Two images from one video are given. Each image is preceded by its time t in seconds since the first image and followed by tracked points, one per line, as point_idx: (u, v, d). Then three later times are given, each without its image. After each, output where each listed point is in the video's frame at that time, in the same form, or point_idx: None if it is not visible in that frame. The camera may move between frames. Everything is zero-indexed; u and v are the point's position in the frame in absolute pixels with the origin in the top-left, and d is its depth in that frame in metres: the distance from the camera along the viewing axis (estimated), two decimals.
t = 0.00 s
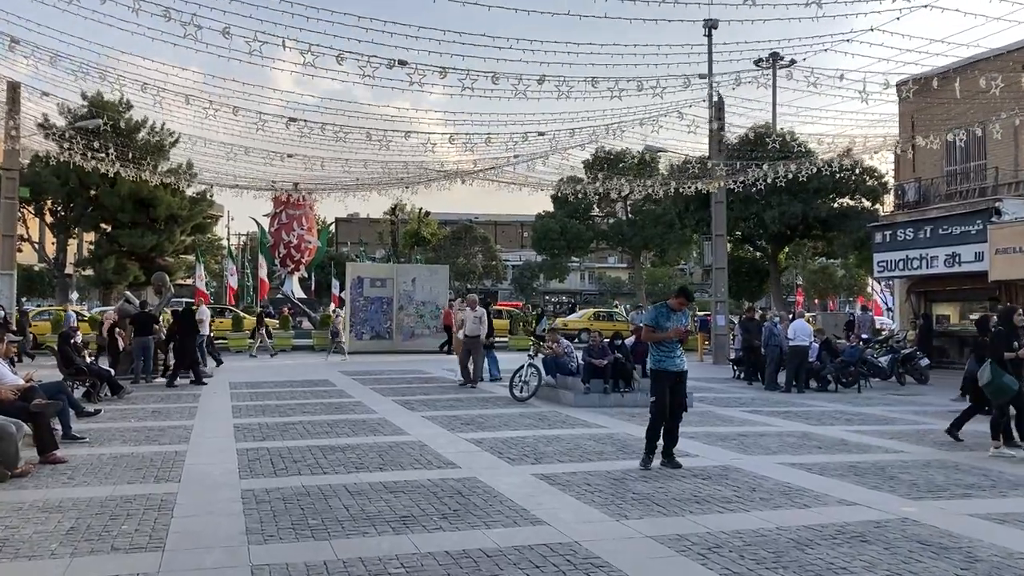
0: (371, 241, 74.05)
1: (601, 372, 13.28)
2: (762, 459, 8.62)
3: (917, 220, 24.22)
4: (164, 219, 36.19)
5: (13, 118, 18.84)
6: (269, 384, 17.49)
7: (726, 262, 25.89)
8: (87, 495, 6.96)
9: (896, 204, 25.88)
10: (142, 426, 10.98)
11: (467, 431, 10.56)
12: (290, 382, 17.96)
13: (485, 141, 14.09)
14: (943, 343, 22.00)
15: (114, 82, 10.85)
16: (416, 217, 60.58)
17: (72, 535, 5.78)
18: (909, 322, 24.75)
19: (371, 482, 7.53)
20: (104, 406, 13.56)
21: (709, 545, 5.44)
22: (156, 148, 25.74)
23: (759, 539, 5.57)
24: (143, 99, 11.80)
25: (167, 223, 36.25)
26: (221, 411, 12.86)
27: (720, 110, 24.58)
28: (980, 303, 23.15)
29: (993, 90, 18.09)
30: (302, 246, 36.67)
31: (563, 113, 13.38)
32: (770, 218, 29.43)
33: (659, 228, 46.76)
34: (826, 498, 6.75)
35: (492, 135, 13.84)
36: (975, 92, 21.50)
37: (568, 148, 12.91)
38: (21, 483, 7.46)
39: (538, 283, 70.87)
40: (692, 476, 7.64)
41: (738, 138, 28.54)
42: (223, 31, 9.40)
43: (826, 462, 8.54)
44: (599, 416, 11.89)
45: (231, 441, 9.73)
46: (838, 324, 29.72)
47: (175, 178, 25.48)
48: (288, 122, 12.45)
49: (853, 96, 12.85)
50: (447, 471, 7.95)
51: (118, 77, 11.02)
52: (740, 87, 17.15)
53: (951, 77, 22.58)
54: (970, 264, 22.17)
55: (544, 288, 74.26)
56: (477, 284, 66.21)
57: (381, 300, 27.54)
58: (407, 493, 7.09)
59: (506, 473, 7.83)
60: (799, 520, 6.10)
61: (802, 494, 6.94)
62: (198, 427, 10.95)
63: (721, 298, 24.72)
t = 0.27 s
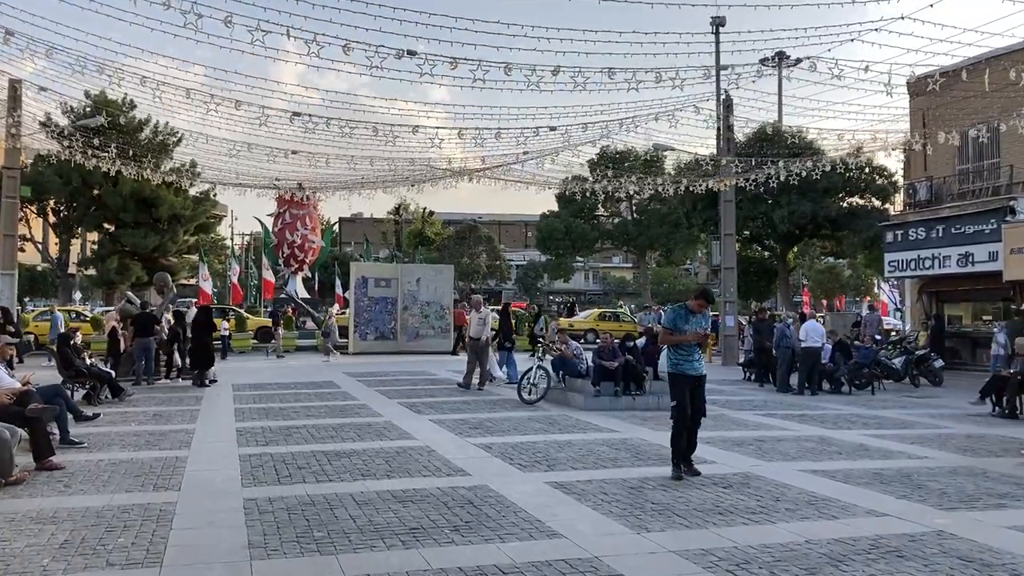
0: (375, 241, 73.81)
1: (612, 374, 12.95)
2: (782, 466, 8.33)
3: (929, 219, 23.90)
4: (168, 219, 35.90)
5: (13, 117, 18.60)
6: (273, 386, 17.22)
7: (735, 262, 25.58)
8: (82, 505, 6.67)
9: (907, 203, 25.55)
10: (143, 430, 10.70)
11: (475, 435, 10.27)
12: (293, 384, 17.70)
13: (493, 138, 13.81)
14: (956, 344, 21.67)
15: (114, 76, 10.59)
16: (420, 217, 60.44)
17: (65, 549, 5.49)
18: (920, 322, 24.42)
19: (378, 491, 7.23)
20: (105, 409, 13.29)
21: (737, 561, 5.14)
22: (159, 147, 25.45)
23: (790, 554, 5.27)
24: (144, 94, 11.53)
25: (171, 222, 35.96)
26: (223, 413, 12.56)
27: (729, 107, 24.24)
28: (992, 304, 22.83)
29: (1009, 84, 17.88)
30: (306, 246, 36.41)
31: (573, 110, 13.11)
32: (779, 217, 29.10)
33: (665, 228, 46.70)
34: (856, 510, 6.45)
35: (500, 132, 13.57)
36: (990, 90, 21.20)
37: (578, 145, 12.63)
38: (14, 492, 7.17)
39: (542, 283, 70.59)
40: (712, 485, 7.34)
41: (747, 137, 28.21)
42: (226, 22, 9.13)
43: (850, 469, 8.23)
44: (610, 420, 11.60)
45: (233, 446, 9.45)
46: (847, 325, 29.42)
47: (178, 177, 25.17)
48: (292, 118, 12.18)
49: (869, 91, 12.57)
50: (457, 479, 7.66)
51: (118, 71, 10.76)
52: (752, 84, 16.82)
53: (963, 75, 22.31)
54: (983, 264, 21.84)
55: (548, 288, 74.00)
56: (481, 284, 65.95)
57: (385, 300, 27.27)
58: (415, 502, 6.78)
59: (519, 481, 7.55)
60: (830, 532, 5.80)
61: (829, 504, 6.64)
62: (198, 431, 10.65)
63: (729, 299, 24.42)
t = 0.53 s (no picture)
0: (380, 241, 73.52)
1: (625, 375, 12.72)
2: (806, 471, 8.03)
3: (943, 218, 23.56)
4: (173, 219, 35.62)
5: (16, 114, 18.39)
6: (278, 387, 16.95)
7: (746, 261, 25.23)
8: (82, 511, 6.42)
9: (920, 201, 25.20)
10: (146, 432, 10.45)
11: (487, 437, 9.99)
12: (300, 384, 17.46)
13: (502, 134, 13.53)
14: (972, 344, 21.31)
15: (116, 69, 10.34)
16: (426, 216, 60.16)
17: (62, 559, 5.23)
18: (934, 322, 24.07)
19: (389, 496, 6.97)
20: (108, 411, 13.04)
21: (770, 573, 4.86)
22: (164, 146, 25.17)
23: (824, 566, 4.99)
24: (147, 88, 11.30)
25: (175, 222, 35.68)
26: (228, 415, 12.31)
27: (740, 105, 23.89)
28: (1008, 303, 22.47)
29: (1022, 76, 17.63)
30: (311, 245, 36.16)
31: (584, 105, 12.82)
32: (790, 216, 28.75)
33: (672, 227, 46.34)
34: (889, 518, 6.16)
35: (509, 128, 13.28)
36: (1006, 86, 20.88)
37: (590, 141, 12.34)
38: (11, 497, 6.92)
39: (548, 283, 70.25)
40: (735, 491, 7.06)
41: (757, 134, 27.86)
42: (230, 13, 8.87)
43: (877, 473, 7.93)
44: (624, 422, 11.32)
45: (239, 449, 9.19)
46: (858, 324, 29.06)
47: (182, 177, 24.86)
48: (299, 113, 11.91)
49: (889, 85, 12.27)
50: (470, 484, 7.39)
51: (120, 65, 10.50)
52: (766, 79, 16.48)
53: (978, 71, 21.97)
54: (999, 262, 21.49)
55: (554, 288, 73.67)
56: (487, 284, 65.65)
57: (391, 300, 27.00)
58: (428, 508, 6.52)
59: (534, 486, 7.28)
60: (864, 542, 5.51)
61: (860, 512, 6.35)
62: (203, 433, 10.39)
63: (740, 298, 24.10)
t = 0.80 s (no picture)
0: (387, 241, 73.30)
1: (639, 378, 12.45)
2: (833, 479, 7.70)
3: (958, 217, 23.20)
4: (179, 219, 35.41)
5: (20, 113, 18.18)
6: (285, 389, 16.67)
7: (758, 262, 24.87)
8: (78, 522, 6.13)
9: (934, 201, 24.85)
10: (149, 436, 10.17)
11: (499, 442, 9.69)
12: (306, 386, 17.21)
13: (513, 131, 13.26)
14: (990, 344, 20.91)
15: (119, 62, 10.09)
16: (433, 216, 59.91)
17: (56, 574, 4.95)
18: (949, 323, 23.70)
19: (399, 505, 6.67)
20: (111, 413, 12.78)
21: None
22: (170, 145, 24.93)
23: None
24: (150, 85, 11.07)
25: (182, 222, 35.46)
26: (233, 419, 12.04)
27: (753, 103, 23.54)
28: None
29: None
30: (317, 245, 35.93)
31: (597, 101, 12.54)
32: (802, 216, 28.41)
33: (680, 227, 45.99)
34: (927, 530, 5.83)
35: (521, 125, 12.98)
36: None
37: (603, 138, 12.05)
38: (5, 506, 6.64)
39: (555, 283, 69.94)
40: (761, 502, 6.74)
41: (769, 133, 27.50)
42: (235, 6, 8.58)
43: (907, 482, 7.60)
44: (640, 426, 11.00)
45: (243, 455, 8.90)
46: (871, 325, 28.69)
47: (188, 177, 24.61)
48: (306, 110, 11.66)
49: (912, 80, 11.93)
50: (483, 492, 7.08)
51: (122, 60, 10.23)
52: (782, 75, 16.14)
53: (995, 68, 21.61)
54: (1017, 262, 21.12)
55: (561, 288, 73.37)
56: (494, 284, 65.39)
57: (399, 300, 26.75)
58: (440, 519, 6.23)
59: (551, 495, 6.97)
60: (904, 558, 5.19)
61: (896, 523, 6.01)
62: (207, 438, 10.12)
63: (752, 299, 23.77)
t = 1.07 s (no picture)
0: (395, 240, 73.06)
1: (658, 379, 12.18)
2: (867, 485, 7.42)
3: (978, 216, 22.84)
4: (188, 218, 35.23)
5: (29, 111, 17.96)
6: (296, 389, 16.43)
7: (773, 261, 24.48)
8: (85, 531, 5.90)
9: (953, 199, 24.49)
10: (158, 439, 9.93)
11: (518, 445, 9.42)
12: (317, 386, 16.97)
13: (528, 126, 13.00)
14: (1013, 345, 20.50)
15: (129, 55, 9.87)
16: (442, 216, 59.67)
17: None
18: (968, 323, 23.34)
19: (418, 512, 6.42)
20: (120, 414, 12.54)
21: None
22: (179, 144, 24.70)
23: None
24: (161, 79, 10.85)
25: (191, 222, 35.27)
26: (244, 420, 11.79)
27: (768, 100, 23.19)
28: None
29: None
30: (327, 245, 35.70)
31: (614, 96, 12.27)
32: (817, 214, 28.07)
33: (691, 227, 45.61)
34: (974, 541, 5.55)
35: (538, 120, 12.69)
36: None
37: (621, 132, 11.77)
38: (10, 512, 6.41)
39: (564, 283, 69.58)
40: (796, 509, 6.46)
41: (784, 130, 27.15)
42: None
43: (945, 488, 7.32)
44: (661, 429, 10.72)
45: (255, 458, 8.66)
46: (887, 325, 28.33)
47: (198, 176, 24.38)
48: (318, 104, 11.42)
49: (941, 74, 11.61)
50: (505, 498, 6.82)
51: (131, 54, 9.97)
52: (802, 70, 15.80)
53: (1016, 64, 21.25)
54: None
55: (570, 288, 73.01)
56: (503, 284, 65.09)
57: (409, 300, 26.49)
58: (462, 527, 5.97)
59: (576, 501, 6.71)
60: (955, 571, 4.92)
61: (941, 533, 5.74)
62: (218, 440, 9.87)
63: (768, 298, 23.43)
